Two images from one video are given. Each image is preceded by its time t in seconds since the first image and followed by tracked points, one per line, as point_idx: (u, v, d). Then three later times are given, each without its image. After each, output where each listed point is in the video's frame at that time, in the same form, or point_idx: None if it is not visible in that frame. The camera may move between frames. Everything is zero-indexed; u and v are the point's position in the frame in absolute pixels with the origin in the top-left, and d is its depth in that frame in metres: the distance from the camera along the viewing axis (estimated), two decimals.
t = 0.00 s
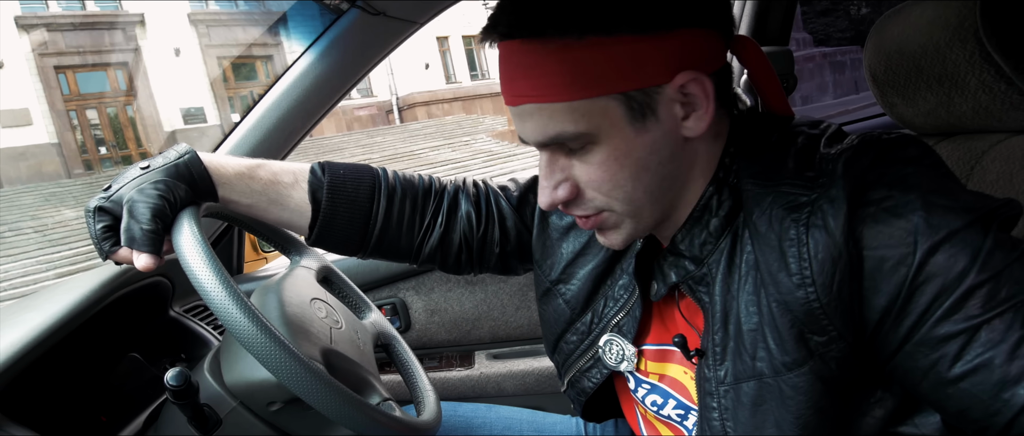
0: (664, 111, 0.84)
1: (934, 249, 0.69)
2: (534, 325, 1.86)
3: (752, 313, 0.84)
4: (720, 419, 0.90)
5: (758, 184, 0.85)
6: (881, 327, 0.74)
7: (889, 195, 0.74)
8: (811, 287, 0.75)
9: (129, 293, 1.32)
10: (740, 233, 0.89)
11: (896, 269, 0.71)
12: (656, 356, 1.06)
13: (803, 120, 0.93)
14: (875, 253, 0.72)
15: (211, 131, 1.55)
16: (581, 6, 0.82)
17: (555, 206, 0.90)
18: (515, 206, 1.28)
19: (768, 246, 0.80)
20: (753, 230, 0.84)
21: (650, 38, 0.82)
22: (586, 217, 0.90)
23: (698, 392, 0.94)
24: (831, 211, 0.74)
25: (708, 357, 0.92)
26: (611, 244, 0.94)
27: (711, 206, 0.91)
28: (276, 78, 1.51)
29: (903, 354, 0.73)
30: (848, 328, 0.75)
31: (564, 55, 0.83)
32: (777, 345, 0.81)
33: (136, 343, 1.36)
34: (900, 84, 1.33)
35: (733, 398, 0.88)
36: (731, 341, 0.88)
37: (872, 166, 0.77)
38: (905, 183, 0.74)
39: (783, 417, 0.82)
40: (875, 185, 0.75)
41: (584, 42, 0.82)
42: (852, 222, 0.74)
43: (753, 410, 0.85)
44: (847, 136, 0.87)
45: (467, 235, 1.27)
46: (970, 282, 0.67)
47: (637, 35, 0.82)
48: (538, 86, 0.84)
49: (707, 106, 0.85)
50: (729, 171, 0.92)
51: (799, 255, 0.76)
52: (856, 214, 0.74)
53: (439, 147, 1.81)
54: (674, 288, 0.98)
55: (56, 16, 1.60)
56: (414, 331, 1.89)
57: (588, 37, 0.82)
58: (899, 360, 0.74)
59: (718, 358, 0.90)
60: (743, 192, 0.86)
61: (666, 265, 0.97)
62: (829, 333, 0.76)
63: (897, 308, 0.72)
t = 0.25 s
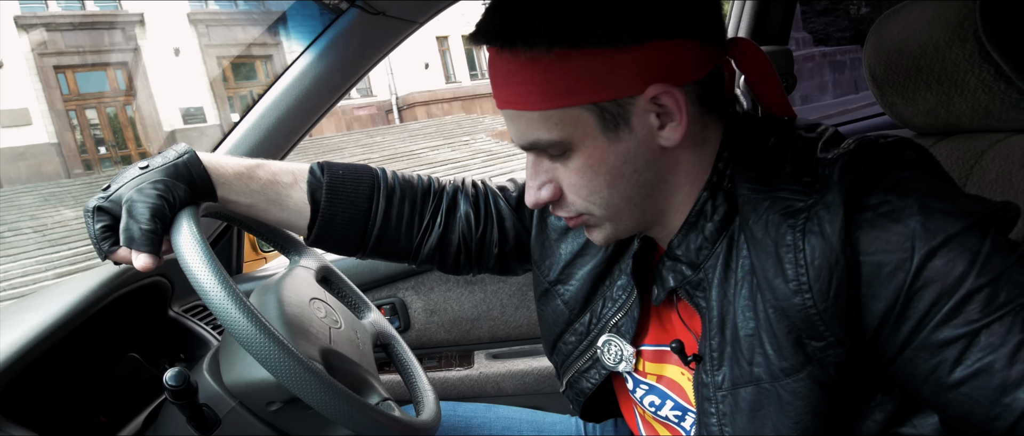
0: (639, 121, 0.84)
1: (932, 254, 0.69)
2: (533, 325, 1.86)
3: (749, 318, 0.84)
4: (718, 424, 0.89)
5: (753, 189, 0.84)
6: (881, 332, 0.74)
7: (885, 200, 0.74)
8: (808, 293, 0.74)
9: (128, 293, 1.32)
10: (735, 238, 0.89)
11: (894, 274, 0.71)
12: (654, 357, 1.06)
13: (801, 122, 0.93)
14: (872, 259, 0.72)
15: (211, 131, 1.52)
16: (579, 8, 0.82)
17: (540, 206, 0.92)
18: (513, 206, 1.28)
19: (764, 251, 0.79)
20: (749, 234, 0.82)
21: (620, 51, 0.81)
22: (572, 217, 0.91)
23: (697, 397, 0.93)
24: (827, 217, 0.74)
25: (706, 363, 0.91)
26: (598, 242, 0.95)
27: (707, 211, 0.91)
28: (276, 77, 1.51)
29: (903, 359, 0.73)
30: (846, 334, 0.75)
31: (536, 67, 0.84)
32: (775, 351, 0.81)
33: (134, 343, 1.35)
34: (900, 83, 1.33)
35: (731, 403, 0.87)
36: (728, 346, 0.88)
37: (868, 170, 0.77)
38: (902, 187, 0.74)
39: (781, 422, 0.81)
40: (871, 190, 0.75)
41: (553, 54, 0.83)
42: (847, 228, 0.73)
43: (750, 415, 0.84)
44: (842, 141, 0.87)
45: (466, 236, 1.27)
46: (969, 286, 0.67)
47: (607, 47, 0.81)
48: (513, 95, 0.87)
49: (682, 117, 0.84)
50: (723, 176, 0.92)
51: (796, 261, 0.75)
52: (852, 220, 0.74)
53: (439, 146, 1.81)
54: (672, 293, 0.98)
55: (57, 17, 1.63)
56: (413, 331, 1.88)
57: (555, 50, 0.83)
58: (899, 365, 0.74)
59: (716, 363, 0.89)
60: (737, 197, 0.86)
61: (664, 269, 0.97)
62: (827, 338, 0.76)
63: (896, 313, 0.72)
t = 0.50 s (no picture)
0: (632, 126, 0.84)
1: (933, 259, 0.69)
2: (535, 325, 1.86)
3: (747, 323, 0.84)
4: (719, 427, 0.89)
5: (751, 194, 0.84)
6: (882, 338, 0.74)
7: (886, 204, 0.73)
8: (808, 300, 0.74)
9: (129, 293, 1.32)
10: (734, 241, 0.89)
11: (895, 280, 0.71)
12: (653, 357, 1.06)
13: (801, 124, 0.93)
14: (873, 264, 0.72)
15: (213, 131, 1.52)
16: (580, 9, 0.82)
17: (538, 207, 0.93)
18: (513, 207, 1.28)
19: (764, 256, 0.79)
20: (748, 239, 0.82)
21: (610, 57, 0.81)
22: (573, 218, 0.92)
23: (697, 400, 0.93)
24: (828, 223, 0.73)
25: (705, 366, 0.91)
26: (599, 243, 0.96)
27: (705, 214, 0.91)
28: (278, 77, 1.51)
29: (906, 363, 0.73)
30: (847, 340, 0.75)
31: (528, 72, 0.84)
32: (774, 356, 0.80)
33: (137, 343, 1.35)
34: (903, 83, 1.33)
35: (731, 407, 0.87)
36: (728, 349, 0.87)
37: (868, 175, 0.77)
38: (902, 191, 0.74)
39: (780, 426, 0.82)
40: (872, 194, 0.75)
41: (544, 60, 0.83)
42: (847, 233, 0.73)
43: (751, 419, 0.84)
44: (843, 142, 0.86)
45: (466, 236, 1.27)
46: (971, 291, 0.67)
47: (598, 53, 0.81)
48: (507, 99, 0.87)
49: (675, 122, 0.84)
50: (721, 178, 0.91)
51: (796, 266, 0.75)
52: (852, 225, 0.74)
53: (441, 146, 1.81)
54: (670, 295, 0.97)
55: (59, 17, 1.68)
56: (415, 331, 1.88)
57: (545, 56, 0.83)
58: (902, 369, 0.74)
59: (716, 366, 0.89)
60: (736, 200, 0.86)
61: (662, 272, 0.97)
62: (827, 344, 0.76)
63: (898, 317, 0.72)
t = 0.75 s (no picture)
0: (630, 130, 0.84)
1: (932, 261, 0.69)
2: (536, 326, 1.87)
3: (747, 323, 0.84)
4: (717, 426, 0.89)
5: (750, 195, 0.84)
6: (881, 340, 0.74)
7: (884, 207, 0.73)
8: (806, 302, 0.75)
9: (129, 294, 1.32)
10: (733, 240, 0.89)
11: (894, 282, 0.71)
12: (651, 353, 1.06)
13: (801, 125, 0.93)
14: (871, 266, 0.72)
15: (214, 131, 1.53)
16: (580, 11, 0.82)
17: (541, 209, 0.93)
18: (511, 205, 1.28)
19: (762, 257, 0.79)
20: (748, 241, 0.82)
21: (604, 63, 0.81)
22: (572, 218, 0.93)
23: (697, 398, 0.93)
24: (826, 225, 0.74)
25: (706, 364, 0.91)
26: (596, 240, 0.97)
27: (704, 214, 0.91)
28: (279, 77, 1.51)
29: (905, 366, 0.73)
30: (845, 342, 0.75)
31: (524, 80, 0.84)
32: (773, 357, 0.80)
33: (138, 343, 1.36)
34: (903, 84, 1.33)
35: (731, 406, 0.87)
36: (728, 349, 0.87)
37: (867, 177, 0.76)
38: (900, 194, 0.74)
39: (780, 427, 0.82)
40: (870, 197, 0.75)
41: (539, 68, 0.83)
42: (847, 235, 0.73)
43: (750, 419, 0.85)
44: (842, 143, 0.86)
45: (464, 235, 1.27)
46: (970, 293, 0.67)
47: (592, 59, 0.81)
48: (506, 107, 0.87)
49: (673, 126, 0.83)
50: (720, 177, 0.91)
51: (794, 269, 0.76)
52: (851, 227, 0.73)
53: (442, 147, 1.81)
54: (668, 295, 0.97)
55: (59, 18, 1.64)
56: (416, 331, 1.88)
57: (540, 63, 0.83)
58: (901, 371, 0.74)
59: (715, 366, 0.89)
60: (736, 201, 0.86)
61: (661, 273, 0.96)
62: (825, 346, 0.76)
63: (897, 319, 0.72)
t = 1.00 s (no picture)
0: (637, 141, 0.83)
1: (929, 262, 0.69)
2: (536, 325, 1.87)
3: (744, 320, 0.84)
4: (716, 421, 0.90)
5: (749, 193, 0.84)
6: (878, 340, 0.74)
7: (882, 208, 0.73)
8: (801, 301, 0.75)
9: (130, 294, 1.32)
10: (732, 237, 0.88)
11: (891, 283, 0.71)
12: (648, 340, 1.06)
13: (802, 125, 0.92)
14: (867, 267, 0.72)
15: (215, 131, 1.52)
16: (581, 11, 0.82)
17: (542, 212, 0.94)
18: (515, 194, 1.29)
19: (758, 256, 0.80)
20: (744, 239, 0.83)
21: (616, 79, 0.79)
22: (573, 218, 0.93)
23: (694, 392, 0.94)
24: (822, 226, 0.74)
25: (702, 360, 0.91)
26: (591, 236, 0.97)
27: (703, 211, 0.91)
28: (280, 77, 1.51)
29: (902, 366, 0.73)
30: (840, 341, 0.75)
31: (531, 94, 0.83)
32: (768, 354, 0.81)
33: (138, 343, 1.36)
34: (904, 84, 1.33)
35: (727, 402, 0.88)
36: (725, 345, 0.87)
37: (864, 178, 0.76)
38: (899, 195, 0.74)
39: (775, 422, 0.83)
40: (868, 198, 0.75)
41: (550, 82, 0.81)
42: (843, 235, 0.73)
43: (746, 415, 0.86)
44: (844, 144, 0.86)
45: (468, 226, 1.27)
46: (967, 295, 0.67)
47: (602, 76, 0.79)
48: (514, 118, 0.86)
49: (680, 140, 0.83)
50: (721, 175, 0.90)
51: (789, 268, 0.76)
52: (847, 228, 0.74)
53: (442, 147, 1.81)
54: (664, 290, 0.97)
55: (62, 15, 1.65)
56: (417, 331, 1.89)
57: (550, 78, 0.81)
58: (899, 371, 0.74)
59: (713, 361, 0.89)
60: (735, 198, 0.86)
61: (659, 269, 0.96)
62: (821, 344, 0.76)
63: (894, 320, 0.72)
